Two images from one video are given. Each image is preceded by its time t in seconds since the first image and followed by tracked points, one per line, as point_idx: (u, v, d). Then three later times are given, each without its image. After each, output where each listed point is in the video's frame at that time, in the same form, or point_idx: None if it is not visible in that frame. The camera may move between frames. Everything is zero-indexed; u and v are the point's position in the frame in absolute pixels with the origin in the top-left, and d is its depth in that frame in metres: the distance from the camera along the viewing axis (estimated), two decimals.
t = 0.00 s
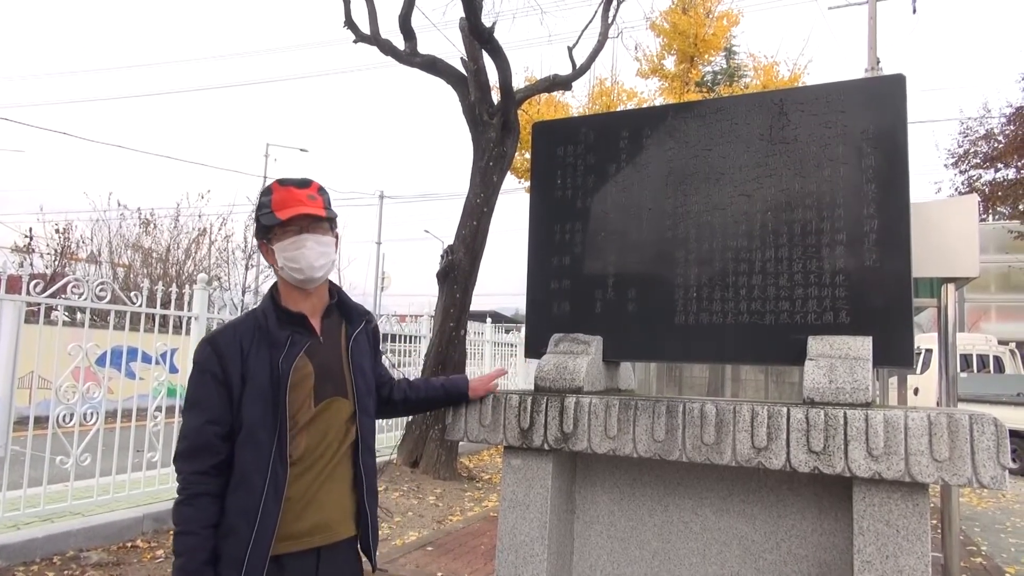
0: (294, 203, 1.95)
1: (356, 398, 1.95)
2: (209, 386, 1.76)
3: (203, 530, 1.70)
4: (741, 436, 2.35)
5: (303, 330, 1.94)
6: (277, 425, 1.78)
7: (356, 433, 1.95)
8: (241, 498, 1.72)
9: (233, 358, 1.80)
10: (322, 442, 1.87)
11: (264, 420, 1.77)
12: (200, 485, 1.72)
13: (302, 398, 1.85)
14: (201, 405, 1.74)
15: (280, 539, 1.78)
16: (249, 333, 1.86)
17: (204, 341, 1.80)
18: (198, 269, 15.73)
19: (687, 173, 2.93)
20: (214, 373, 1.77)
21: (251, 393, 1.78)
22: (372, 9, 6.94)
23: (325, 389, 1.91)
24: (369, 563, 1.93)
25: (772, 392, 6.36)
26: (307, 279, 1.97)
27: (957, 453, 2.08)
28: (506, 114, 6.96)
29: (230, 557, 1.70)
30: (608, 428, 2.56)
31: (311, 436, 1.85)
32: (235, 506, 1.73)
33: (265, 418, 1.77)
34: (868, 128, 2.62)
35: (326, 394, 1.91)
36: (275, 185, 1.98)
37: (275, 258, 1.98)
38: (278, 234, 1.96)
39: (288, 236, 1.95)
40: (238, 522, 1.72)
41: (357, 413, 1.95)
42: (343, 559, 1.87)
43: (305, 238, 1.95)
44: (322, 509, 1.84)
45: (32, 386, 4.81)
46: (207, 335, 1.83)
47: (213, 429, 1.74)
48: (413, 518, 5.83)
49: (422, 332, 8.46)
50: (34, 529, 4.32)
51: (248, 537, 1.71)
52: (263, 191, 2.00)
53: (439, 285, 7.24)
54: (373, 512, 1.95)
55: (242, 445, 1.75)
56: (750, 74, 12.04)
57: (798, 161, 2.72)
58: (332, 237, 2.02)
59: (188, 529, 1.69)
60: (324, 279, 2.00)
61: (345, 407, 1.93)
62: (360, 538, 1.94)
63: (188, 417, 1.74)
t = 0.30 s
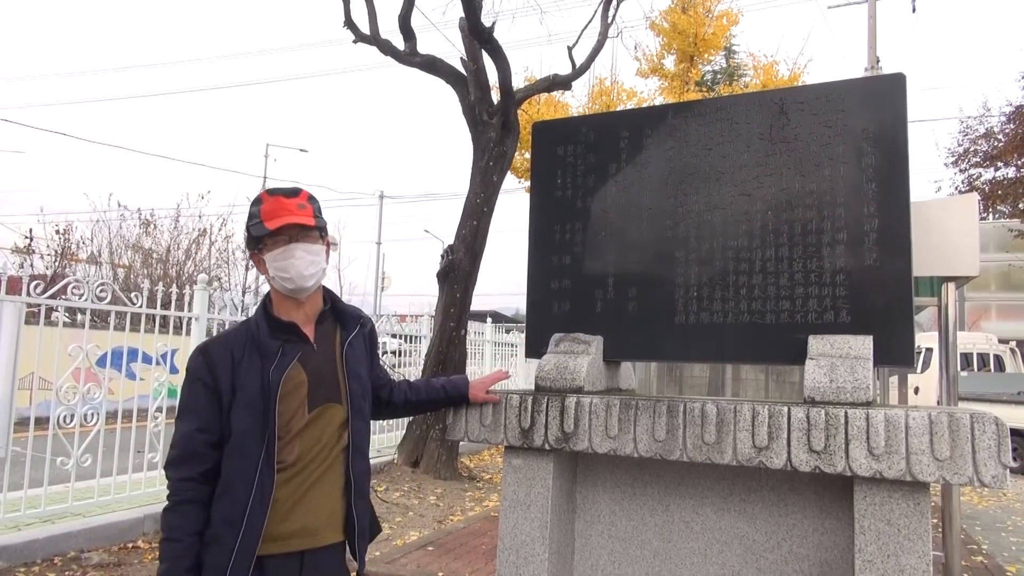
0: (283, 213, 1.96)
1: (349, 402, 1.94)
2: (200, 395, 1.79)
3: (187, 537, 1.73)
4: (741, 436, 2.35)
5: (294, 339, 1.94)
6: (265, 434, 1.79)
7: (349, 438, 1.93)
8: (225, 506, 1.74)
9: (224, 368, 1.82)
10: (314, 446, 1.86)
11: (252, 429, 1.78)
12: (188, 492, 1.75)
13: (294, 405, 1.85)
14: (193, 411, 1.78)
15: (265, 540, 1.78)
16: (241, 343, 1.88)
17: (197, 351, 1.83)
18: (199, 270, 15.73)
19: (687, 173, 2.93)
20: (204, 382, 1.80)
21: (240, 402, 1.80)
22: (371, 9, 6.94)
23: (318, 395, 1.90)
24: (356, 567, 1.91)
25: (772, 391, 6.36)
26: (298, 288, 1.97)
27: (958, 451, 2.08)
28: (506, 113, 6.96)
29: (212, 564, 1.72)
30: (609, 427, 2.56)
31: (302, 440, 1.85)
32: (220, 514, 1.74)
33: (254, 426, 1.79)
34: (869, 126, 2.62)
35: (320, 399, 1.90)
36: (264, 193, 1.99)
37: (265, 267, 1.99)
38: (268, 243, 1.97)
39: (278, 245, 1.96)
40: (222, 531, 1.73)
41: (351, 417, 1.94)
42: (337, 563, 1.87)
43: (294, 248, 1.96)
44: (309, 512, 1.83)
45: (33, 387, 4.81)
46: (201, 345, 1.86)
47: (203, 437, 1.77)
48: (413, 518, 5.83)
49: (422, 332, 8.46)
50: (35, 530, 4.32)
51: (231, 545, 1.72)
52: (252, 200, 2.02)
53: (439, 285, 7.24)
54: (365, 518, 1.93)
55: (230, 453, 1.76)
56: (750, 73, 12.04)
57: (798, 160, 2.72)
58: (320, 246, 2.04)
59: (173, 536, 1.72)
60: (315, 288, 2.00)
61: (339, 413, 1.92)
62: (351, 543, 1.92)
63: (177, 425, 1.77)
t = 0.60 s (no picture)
0: (283, 210, 1.96)
1: (343, 401, 1.94)
2: (191, 394, 1.80)
3: (178, 536, 1.73)
4: (742, 435, 2.35)
5: (286, 337, 1.94)
6: (253, 434, 1.79)
7: (344, 439, 1.93)
8: (213, 506, 1.74)
9: (215, 367, 1.83)
10: (308, 445, 1.86)
11: (241, 428, 1.78)
12: (182, 491, 1.76)
13: (286, 404, 1.85)
14: (184, 410, 1.79)
15: (256, 540, 1.77)
16: (233, 343, 1.88)
17: (190, 350, 1.85)
18: (199, 270, 15.73)
19: (687, 172, 2.93)
20: (196, 382, 1.81)
21: (229, 401, 1.80)
22: (371, 9, 6.94)
23: (311, 395, 1.90)
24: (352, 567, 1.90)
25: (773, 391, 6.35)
26: (293, 285, 1.97)
27: (959, 451, 2.07)
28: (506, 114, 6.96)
29: (201, 565, 1.71)
30: (610, 427, 2.55)
31: (295, 439, 1.84)
32: (208, 513, 1.74)
33: (244, 425, 1.78)
34: (869, 126, 2.61)
35: (313, 399, 1.90)
36: (265, 192, 1.99)
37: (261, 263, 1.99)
38: (266, 240, 1.98)
39: (275, 241, 1.97)
40: (209, 530, 1.73)
41: (345, 417, 1.93)
42: (333, 563, 1.86)
43: (292, 244, 1.96)
44: (301, 511, 1.82)
45: (35, 387, 4.80)
46: (193, 345, 1.87)
47: (195, 436, 1.78)
48: (414, 518, 5.83)
49: (423, 332, 8.46)
50: (37, 531, 4.32)
51: (219, 545, 1.72)
52: (253, 198, 2.02)
53: (440, 285, 7.24)
54: (360, 519, 1.92)
55: (219, 452, 1.76)
56: (750, 73, 12.04)
57: (798, 160, 2.72)
58: (319, 245, 2.03)
59: (165, 534, 1.72)
60: (311, 286, 2.00)
61: (332, 413, 1.92)
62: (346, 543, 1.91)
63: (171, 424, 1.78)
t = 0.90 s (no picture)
0: (282, 210, 1.96)
1: (341, 402, 1.94)
2: (190, 395, 1.80)
3: (178, 538, 1.73)
4: (744, 436, 2.35)
5: (284, 337, 1.94)
6: (252, 434, 1.78)
7: (342, 439, 1.93)
8: (214, 508, 1.74)
9: (213, 367, 1.83)
10: (307, 446, 1.86)
11: (241, 429, 1.78)
12: (182, 492, 1.76)
13: (285, 405, 1.85)
14: (183, 411, 1.79)
15: (257, 542, 1.77)
16: (231, 343, 1.88)
17: (188, 350, 1.84)
18: (200, 270, 15.73)
19: (688, 173, 2.93)
20: (194, 382, 1.81)
21: (228, 401, 1.80)
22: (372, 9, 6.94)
23: (309, 396, 1.90)
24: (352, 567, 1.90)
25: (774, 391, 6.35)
26: (291, 285, 1.97)
27: (961, 452, 2.07)
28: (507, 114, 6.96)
29: (203, 567, 1.71)
30: (611, 428, 2.55)
31: (294, 440, 1.85)
32: (209, 515, 1.74)
33: (243, 426, 1.78)
34: (871, 126, 2.61)
35: (312, 400, 1.90)
36: (264, 191, 1.99)
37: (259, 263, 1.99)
38: (264, 239, 1.98)
39: (274, 241, 1.97)
40: (211, 532, 1.73)
41: (343, 418, 1.94)
42: (333, 564, 1.86)
43: (290, 244, 1.96)
44: (301, 512, 1.82)
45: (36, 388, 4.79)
46: (191, 345, 1.86)
47: (194, 438, 1.78)
48: (415, 518, 5.83)
49: (424, 333, 8.46)
50: (37, 531, 4.32)
51: (221, 546, 1.72)
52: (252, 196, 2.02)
53: (441, 286, 7.24)
54: (359, 519, 1.92)
55: (219, 452, 1.76)
56: (751, 73, 12.05)
57: (800, 160, 2.72)
58: (318, 245, 2.04)
59: (165, 536, 1.72)
60: (308, 286, 2.00)
61: (331, 413, 1.92)
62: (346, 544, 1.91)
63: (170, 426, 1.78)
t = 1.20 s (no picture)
0: (284, 211, 1.96)
1: (342, 402, 1.94)
2: (191, 395, 1.80)
3: (179, 540, 1.73)
4: (746, 436, 2.34)
5: (285, 338, 1.94)
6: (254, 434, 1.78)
7: (343, 440, 1.93)
8: (216, 508, 1.74)
9: (214, 368, 1.83)
10: (308, 447, 1.86)
11: (242, 429, 1.78)
12: (183, 494, 1.76)
13: (286, 405, 1.84)
14: (184, 412, 1.79)
15: (259, 543, 1.77)
16: (232, 344, 1.88)
17: (188, 350, 1.84)
18: (202, 271, 15.75)
19: (691, 172, 2.93)
20: (195, 382, 1.81)
21: (229, 401, 1.80)
22: (374, 10, 6.94)
23: (310, 396, 1.90)
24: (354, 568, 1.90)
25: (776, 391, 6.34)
26: (292, 288, 1.97)
27: (964, 452, 2.06)
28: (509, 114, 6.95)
29: (205, 568, 1.72)
30: (613, 428, 2.55)
31: (295, 441, 1.84)
32: (211, 516, 1.74)
33: (244, 426, 1.78)
34: (873, 126, 2.61)
35: (312, 400, 1.90)
36: (266, 191, 2.00)
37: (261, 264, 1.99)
38: (265, 241, 1.98)
39: (275, 243, 1.97)
40: (213, 532, 1.73)
41: (344, 418, 1.94)
42: (335, 565, 1.86)
43: (292, 246, 1.97)
44: (303, 513, 1.82)
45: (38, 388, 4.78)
46: (192, 346, 1.86)
47: (195, 438, 1.78)
48: (417, 518, 5.83)
49: (426, 333, 8.46)
50: (40, 532, 4.33)
51: (224, 547, 1.72)
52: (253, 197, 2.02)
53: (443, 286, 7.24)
54: (360, 519, 1.92)
55: (221, 453, 1.76)
56: (752, 72, 12.05)
57: (802, 160, 2.71)
58: (319, 247, 2.04)
59: (167, 538, 1.72)
60: (310, 288, 2.00)
61: (331, 414, 1.92)
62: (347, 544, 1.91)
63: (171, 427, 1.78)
